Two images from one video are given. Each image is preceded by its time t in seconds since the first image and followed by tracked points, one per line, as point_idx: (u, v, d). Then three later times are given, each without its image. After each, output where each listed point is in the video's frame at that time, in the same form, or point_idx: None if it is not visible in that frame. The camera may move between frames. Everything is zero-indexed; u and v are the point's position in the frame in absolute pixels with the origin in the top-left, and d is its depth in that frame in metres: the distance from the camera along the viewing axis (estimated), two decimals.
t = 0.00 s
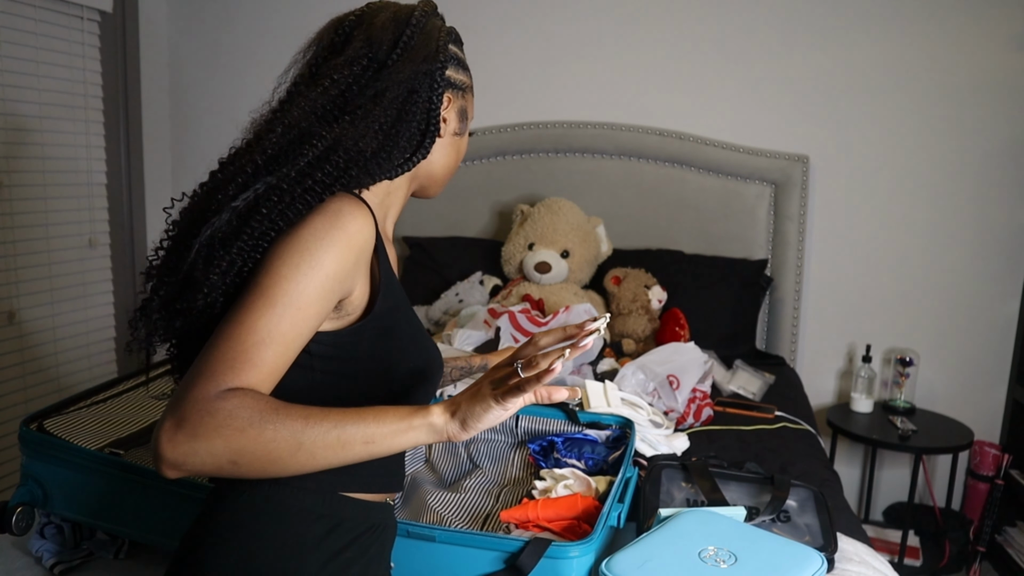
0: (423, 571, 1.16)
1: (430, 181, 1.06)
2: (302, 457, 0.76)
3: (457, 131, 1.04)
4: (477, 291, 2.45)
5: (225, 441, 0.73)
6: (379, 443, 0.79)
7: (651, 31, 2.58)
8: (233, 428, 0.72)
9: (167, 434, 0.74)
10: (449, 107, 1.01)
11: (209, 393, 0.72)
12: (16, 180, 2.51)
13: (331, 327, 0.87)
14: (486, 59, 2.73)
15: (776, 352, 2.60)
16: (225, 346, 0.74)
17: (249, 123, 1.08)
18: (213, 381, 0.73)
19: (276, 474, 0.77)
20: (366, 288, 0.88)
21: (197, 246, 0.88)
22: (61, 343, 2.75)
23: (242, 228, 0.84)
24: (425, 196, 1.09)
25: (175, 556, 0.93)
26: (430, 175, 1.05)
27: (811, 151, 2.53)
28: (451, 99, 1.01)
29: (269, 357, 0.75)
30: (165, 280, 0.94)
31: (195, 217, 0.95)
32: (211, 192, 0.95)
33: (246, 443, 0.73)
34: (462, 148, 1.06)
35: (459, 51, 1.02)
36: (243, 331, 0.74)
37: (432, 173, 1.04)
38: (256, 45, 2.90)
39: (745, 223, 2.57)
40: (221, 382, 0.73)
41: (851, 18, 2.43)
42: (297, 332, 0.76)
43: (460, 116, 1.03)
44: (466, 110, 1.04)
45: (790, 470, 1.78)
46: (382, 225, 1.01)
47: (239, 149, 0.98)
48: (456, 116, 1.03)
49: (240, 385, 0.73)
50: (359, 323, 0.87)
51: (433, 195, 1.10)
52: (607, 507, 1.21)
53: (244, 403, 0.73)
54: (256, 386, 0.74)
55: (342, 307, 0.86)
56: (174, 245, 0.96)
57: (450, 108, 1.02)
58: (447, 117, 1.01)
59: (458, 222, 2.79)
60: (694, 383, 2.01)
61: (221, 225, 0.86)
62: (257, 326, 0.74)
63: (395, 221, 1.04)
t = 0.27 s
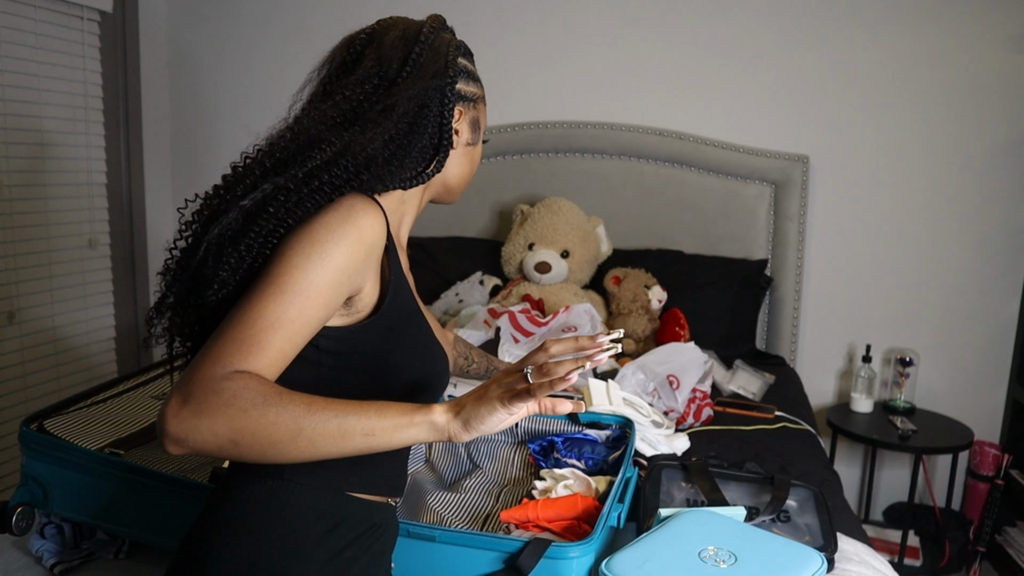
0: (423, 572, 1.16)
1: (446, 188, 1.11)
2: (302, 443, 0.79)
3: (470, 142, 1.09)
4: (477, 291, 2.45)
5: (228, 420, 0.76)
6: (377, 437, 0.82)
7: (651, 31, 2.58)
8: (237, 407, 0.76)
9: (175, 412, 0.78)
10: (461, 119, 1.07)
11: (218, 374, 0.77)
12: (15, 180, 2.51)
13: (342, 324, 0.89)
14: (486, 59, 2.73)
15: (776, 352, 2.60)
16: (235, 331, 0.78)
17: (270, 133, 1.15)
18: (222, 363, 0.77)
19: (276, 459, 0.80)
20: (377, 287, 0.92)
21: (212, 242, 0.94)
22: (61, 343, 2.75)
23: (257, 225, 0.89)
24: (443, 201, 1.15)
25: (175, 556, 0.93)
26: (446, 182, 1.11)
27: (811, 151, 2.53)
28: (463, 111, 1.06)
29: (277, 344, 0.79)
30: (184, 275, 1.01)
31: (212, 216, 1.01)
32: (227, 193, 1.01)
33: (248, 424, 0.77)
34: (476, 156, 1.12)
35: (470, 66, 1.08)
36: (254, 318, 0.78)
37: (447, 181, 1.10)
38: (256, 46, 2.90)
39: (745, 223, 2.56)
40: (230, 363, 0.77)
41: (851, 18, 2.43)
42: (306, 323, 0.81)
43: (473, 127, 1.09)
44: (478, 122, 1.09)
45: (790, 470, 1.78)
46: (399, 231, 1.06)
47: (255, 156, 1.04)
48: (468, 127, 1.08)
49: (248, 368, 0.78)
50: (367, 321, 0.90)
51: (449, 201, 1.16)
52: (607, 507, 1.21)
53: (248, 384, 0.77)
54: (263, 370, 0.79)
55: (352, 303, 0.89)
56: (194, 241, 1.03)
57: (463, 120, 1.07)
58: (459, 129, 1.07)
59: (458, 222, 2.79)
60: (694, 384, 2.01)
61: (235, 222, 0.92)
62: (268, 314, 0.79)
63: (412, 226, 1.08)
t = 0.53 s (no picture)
0: (423, 572, 1.16)
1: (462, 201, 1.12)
2: (304, 435, 0.79)
3: (489, 157, 1.10)
4: (477, 291, 2.45)
5: (234, 404, 0.76)
6: (379, 437, 0.82)
7: (651, 31, 2.58)
8: (244, 393, 0.76)
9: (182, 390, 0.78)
10: (481, 134, 1.08)
11: (229, 358, 0.77)
12: (16, 180, 2.51)
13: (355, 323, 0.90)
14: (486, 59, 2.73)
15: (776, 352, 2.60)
16: (250, 318, 0.78)
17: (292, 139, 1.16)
18: (234, 347, 0.77)
19: (277, 450, 0.80)
20: (391, 291, 0.92)
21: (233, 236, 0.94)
22: (61, 343, 2.75)
23: (277, 223, 0.90)
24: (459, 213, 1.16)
25: (175, 556, 0.93)
26: (464, 196, 1.12)
27: (811, 152, 2.53)
28: (483, 127, 1.08)
29: (291, 335, 0.79)
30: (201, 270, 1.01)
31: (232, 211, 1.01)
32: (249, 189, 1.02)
33: (252, 410, 0.77)
34: (494, 172, 1.13)
35: (492, 85, 1.09)
36: (269, 308, 0.78)
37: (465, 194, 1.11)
38: (256, 46, 2.90)
39: (745, 223, 2.56)
40: (242, 349, 0.77)
41: (851, 18, 2.43)
42: (320, 318, 0.81)
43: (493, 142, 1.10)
44: (497, 137, 1.10)
45: (789, 470, 1.78)
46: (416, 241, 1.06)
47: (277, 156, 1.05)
48: (487, 142, 1.09)
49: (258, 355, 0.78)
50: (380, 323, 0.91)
51: (465, 214, 1.17)
52: (607, 507, 1.21)
53: (256, 371, 0.77)
54: (272, 359, 0.79)
55: (366, 304, 0.90)
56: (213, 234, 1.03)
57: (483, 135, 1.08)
58: (479, 144, 1.08)
59: (458, 222, 2.79)
60: (694, 384, 2.01)
61: (257, 218, 0.92)
62: (283, 305, 0.79)
63: (429, 237, 1.08)
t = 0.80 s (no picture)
0: (423, 572, 1.16)
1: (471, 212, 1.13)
2: (328, 443, 0.80)
3: (499, 167, 1.11)
4: (477, 291, 2.45)
5: (258, 410, 0.77)
6: (402, 447, 0.82)
7: (651, 31, 2.59)
8: (268, 400, 0.76)
9: (203, 394, 0.78)
10: (491, 144, 1.08)
11: (252, 364, 0.77)
12: (16, 180, 2.51)
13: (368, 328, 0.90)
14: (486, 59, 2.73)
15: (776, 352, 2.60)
16: (271, 322, 0.79)
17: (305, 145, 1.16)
18: (257, 352, 0.77)
19: (299, 457, 0.80)
20: (403, 298, 0.93)
21: (249, 239, 0.95)
22: (61, 343, 2.75)
23: (292, 227, 0.90)
24: (463, 222, 1.15)
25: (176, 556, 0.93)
26: (472, 206, 1.11)
27: (811, 152, 2.53)
28: (494, 138, 1.08)
29: (310, 339, 0.79)
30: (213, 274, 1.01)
31: (246, 213, 1.01)
32: (263, 192, 1.02)
33: (275, 417, 0.77)
34: (502, 182, 1.13)
35: (504, 97, 1.10)
36: (290, 312, 0.79)
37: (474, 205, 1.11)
38: (255, 46, 2.90)
39: (745, 223, 2.57)
40: (264, 354, 0.77)
41: (850, 17, 2.43)
42: (339, 322, 0.81)
43: (503, 153, 1.10)
44: (508, 148, 1.11)
45: (789, 469, 1.78)
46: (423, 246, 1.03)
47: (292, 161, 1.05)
48: (497, 153, 1.09)
49: (282, 363, 0.78)
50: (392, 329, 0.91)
51: (469, 222, 1.16)
52: (607, 507, 1.21)
53: (279, 378, 0.77)
54: (294, 366, 0.79)
55: (378, 310, 0.90)
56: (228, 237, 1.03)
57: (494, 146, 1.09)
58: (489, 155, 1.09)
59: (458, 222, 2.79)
60: (694, 384, 2.01)
61: (275, 222, 0.92)
62: (304, 309, 0.79)
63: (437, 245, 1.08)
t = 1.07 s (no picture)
0: (423, 572, 1.16)
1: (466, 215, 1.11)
2: (345, 441, 0.80)
3: (494, 171, 1.10)
4: (477, 291, 2.45)
5: (275, 409, 0.77)
6: (417, 445, 0.83)
7: (651, 31, 2.59)
8: (283, 399, 0.77)
9: (217, 396, 0.78)
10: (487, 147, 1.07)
11: (266, 363, 0.77)
12: (16, 179, 2.51)
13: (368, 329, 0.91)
14: (486, 59, 2.74)
15: (776, 352, 2.60)
16: (280, 322, 0.79)
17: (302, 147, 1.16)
18: (269, 352, 0.77)
19: (315, 457, 0.80)
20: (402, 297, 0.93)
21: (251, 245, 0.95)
22: (61, 344, 2.75)
23: (291, 229, 0.90)
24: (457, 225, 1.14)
25: (176, 556, 0.93)
26: (466, 209, 1.10)
27: (811, 152, 2.53)
28: (489, 141, 1.07)
29: (318, 338, 0.80)
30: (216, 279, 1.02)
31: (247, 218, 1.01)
32: (263, 195, 1.02)
33: (291, 415, 0.78)
34: (497, 186, 1.12)
35: (498, 101, 1.10)
36: (298, 312, 0.79)
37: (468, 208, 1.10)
38: (255, 46, 2.91)
39: (745, 223, 2.57)
40: (276, 353, 0.78)
41: (850, 17, 2.43)
42: (345, 321, 0.81)
43: (498, 156, 1.09)
44: (503, 151, 1.10)
45: (789, 469, 1.78)
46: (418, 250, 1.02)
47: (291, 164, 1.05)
48: (492, 157, 1.08)
49: (296, 362, 0.79)
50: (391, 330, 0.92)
51: (463, 226, 1.15)
52: (607, 507, 1.21)
53: (294, 377, 0.78)
54: (305, 365, 0.79)
55: (379, 310, 0.90)
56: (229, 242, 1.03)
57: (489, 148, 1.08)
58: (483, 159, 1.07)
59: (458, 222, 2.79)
60: (694, 384, 2.01)
61: (276, 225, 0.92)
62: (313, 309, 0.79)
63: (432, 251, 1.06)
